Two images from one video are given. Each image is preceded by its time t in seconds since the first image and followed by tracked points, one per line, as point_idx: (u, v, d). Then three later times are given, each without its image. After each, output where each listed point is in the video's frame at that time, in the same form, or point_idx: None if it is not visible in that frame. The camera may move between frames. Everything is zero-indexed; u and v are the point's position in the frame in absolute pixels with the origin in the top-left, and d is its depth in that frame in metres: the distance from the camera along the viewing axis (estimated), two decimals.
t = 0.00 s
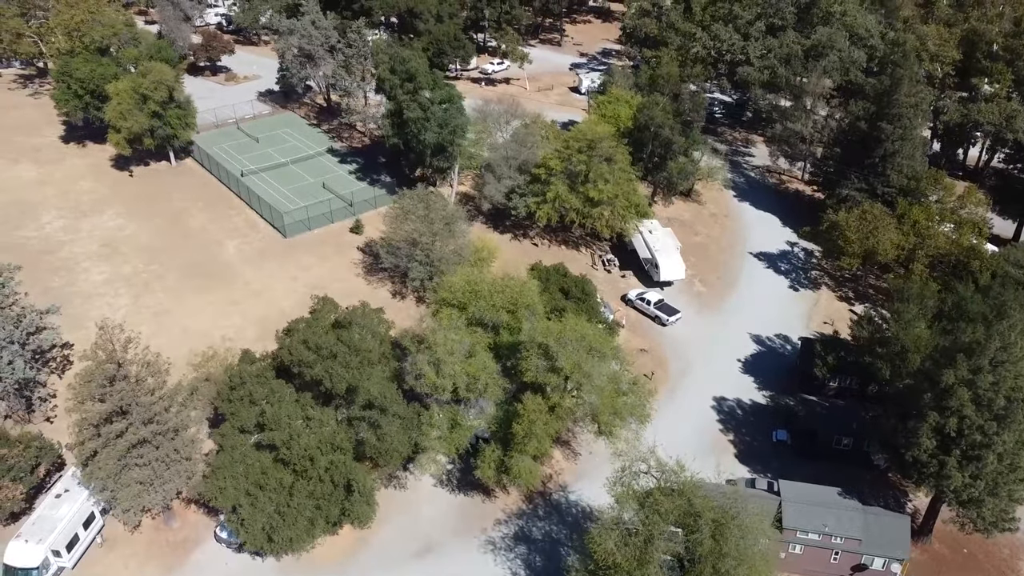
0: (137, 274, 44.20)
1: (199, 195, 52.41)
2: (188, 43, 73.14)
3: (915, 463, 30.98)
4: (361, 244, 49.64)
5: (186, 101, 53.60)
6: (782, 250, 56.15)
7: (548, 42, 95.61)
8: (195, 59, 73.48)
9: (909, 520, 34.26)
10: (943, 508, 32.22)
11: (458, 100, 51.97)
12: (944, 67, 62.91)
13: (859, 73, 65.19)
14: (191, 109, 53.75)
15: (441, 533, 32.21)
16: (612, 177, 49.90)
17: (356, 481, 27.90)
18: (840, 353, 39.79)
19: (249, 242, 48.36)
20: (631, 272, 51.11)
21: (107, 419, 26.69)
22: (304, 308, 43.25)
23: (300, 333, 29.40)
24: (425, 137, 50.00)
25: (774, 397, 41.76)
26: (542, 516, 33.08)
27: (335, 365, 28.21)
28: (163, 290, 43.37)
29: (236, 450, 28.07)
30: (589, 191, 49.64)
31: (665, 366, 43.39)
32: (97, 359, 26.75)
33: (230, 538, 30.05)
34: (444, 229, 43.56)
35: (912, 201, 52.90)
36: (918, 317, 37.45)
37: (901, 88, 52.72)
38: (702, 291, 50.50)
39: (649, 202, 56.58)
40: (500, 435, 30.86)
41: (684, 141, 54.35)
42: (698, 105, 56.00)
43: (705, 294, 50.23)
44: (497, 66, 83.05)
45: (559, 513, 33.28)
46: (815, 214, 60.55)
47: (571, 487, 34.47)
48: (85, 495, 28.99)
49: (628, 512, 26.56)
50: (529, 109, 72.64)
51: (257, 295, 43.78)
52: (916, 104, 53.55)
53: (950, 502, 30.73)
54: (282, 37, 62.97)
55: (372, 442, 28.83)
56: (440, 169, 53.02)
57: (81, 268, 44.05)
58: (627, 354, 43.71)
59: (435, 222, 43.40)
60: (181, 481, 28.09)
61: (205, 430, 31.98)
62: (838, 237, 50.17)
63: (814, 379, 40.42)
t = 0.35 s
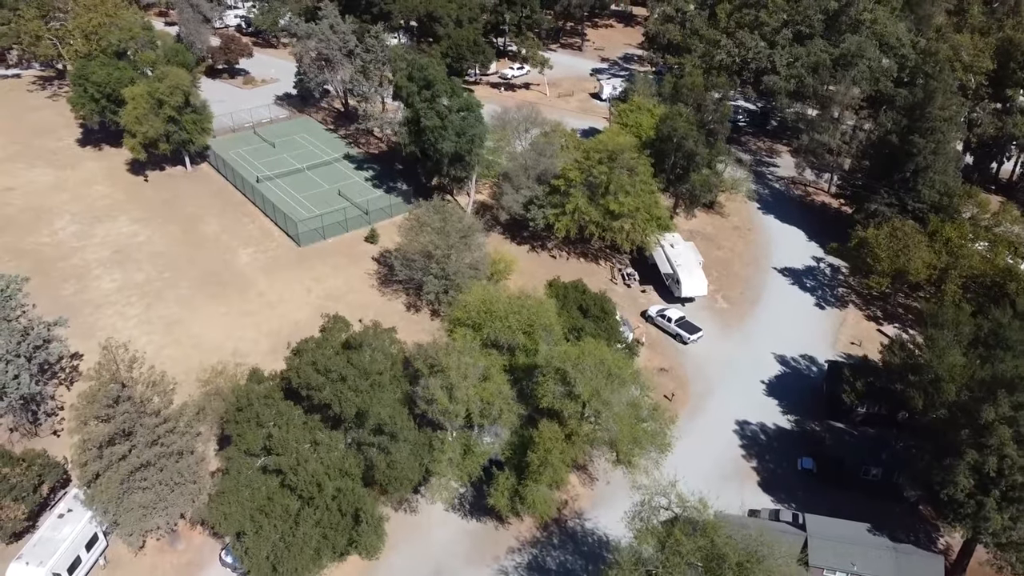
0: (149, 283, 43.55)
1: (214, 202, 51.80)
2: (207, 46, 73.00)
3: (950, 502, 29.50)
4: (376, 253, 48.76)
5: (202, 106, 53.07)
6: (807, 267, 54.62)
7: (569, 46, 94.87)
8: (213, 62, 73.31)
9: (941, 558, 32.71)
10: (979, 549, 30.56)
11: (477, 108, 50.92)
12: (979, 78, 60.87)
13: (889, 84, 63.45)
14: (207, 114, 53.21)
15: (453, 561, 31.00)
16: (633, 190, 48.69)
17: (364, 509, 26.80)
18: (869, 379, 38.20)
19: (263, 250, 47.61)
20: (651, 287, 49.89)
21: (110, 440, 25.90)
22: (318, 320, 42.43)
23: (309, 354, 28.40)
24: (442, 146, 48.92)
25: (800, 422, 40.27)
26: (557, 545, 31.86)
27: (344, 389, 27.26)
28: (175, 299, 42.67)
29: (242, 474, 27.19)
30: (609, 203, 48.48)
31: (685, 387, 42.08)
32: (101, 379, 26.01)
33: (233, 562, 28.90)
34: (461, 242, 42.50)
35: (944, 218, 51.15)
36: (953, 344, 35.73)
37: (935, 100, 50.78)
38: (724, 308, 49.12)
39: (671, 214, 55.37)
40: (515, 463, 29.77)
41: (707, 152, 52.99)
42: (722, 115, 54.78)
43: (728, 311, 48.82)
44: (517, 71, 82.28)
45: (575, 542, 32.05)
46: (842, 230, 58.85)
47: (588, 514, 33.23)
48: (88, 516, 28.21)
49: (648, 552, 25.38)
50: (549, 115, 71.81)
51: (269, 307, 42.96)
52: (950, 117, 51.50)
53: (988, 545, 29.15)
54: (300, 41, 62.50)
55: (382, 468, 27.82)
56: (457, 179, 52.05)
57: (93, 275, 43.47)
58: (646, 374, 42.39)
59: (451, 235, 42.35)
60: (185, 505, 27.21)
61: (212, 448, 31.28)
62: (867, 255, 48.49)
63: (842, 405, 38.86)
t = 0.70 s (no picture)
0: (160, 292, 42.66)
1: (228, 209, 50.98)
2: (225, 49, 72.59)
3: (991, 548, 29.87)
4: (390, 265, 47.73)
5: (217, 111, 52.41)
6: (834, 285, 52.90)
7: (590, 52, 94.01)
8: (230, 65, 72.88)
9: None
10: None
11: (495, 117, 49.78)
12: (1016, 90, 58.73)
13: (922, 95, 61.63)
14: (222, 119, 52.52)
15: None
16: (655, 204, 47.34)
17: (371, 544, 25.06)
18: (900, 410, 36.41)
19: (276, 260, 46.68)
20: (672, 305, 48.47)
21: (111, 466, 25.17)
22: (329, 334, 41.38)
23: (316, 380, 27.38)
24: (460, 156, 47.73)
25: (826, 451, 38.63)
26: None
27: (351, 418, 26.15)
28: (186, 309, 41.72)
29: (244, 503, 25.89)
30: (630, 217, 47.15)
31: (706, 412, 40.61)
32: (102, 405, 25.60)
33: None
34: (476, 258, 41.36)
35: (979, 237, 49.14)
36: (992, 376, 33.80)
37: (972, 114, 48.67)
38: (748, 327, 47.65)
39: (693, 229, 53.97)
40: (529, 496, 28.41)
41: (732, 166, 51.49)
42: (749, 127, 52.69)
43: (750, 331, 47.36)
44: (537, 77, 81.40)
45: None
46: (871, 247, 57.10)
47: (604, 547, 31.91)
48: (87, 541, 27.11)
49: None
50: (569, 123, 70.76)
51: (281, 319, 41.92)
52: (987, 133, 49.33)
53: None
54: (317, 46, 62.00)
55: (390, 500, 26.55)
56: (474, 190, 50.90)
57: (104, 284, 42.62)
58: (666, 399, 40.96)
59: (466, 249, 41.22)
60: (187, 533, 26.21)
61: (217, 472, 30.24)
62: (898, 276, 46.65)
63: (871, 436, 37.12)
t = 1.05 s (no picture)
0: (170, 301, 41.66)
1: (240, 216, 50.19)
2: (241, 52, 72.25)
3: None
4: (403, 275, 46.72)
5: (231, 116, 51.73)
6: (859, 302, 51.25)
7: (609, 57, 93.12)
8: (246, 69, 72.49)
9: None
10: None
11: (512, 127, 48.74)
12: None
13: (952, 106, 59.67)
14: (235, 125, 51.81)
15: None
16: (674, 218, 46.16)
17: None
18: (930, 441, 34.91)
19: (287, 270, 45.79)
20: (691, 322, 47.13)
21: (110, 492, 24.69)
22: (340, 347, 40.32)
23: (322, 404, 26.53)
24: (475, 166, 46.74)
25: (851, 480, 37.18)
26: None
27: (357, 445, 25.29)
28: (195, 319, 40.71)
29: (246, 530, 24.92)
30: (649, 232, 45.88)
31: (726, 435, 39.27)
32: (102, 430, 25.36)
33: None
34: (490, 272, 40.23)
35: (1012, 256, 47.74)
36: None
37: (1006, 128, 46.70)
38: (769, 346, 46.22)
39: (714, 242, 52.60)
40: (541, 528, 26.81)
41: (754, 179, 50.21)
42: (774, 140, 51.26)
43: (772, 350, 45.92)
44: (555, 83, 80.48)
45: None
46: (897, 263, 55.44)
47: None
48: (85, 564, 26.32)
49: None
50: (587, 131, 69.70)
51: (291, 331, 40.92)
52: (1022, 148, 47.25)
53: None
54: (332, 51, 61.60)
55: (396, 531, 25.52)
56: (489, 200, 49.89)
57: (113, 292, 41.72)
58: (684, 421, 39.71)
59: (480, 263, 40.16)
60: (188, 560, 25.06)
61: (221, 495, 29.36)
62: (928, 296, 44.92)
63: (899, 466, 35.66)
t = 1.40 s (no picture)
0: (179, 313, 40.72)
1: (253, 224, 49.36)
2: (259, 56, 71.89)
3: None
4: (416, 288, 45.59)
5: (245, 123, 51.01)
6: (887, 323, 49.48)
7: (630, 62, 92.09)
8: (263, 72, 72.03)
9: None
10: None
11: (530, 137, 47.60)
12: None
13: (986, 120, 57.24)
14: (250, 131, 51.11)
15: None
16: (696, 234, 44.89)
17: None
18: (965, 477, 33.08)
19: (300, 280, 44.85)
20: (712, 341, 45.74)
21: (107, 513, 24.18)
22: (350, 363, 39.24)
23: (325, 434, 25.29)
24: (492, 178, 45.72)
25: (879, 514, 35.44)
26: None
27: (362, 478, 24.23)
28: (205, 332, 39.81)
29: (247, 560, 24.02)
30: (670, 248, 44.53)
31: (748, 463, 37.79)
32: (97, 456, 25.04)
33: None
34: (505, 288, 39.02)
35: None
36: None
37: None
38: (793, 369, 44.63)
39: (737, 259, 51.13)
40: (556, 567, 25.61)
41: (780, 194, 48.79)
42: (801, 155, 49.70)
43: (796, 373, 44.35)
44: (575, 88, 79.37)
45: None
46: (926, 283, 53.56)
47: None
48: None
49: None
50: (607, 139, 68.57)
51: (302, 346, 39.84)
52: None
53: None
54: (348, 56, 61.09)
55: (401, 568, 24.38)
56: (506, 212, 48.84)
57: (123, 302, 40.75)
58: (704, 448, 38.32)
59: (494, 279, 39.03)
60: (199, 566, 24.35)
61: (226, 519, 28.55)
62: (961, 320, 43.02)
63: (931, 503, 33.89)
